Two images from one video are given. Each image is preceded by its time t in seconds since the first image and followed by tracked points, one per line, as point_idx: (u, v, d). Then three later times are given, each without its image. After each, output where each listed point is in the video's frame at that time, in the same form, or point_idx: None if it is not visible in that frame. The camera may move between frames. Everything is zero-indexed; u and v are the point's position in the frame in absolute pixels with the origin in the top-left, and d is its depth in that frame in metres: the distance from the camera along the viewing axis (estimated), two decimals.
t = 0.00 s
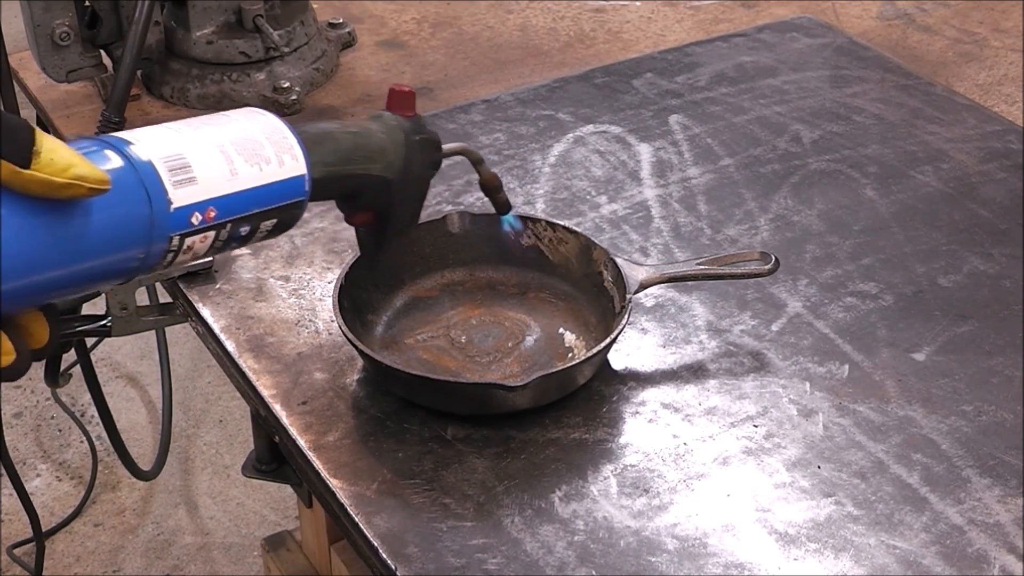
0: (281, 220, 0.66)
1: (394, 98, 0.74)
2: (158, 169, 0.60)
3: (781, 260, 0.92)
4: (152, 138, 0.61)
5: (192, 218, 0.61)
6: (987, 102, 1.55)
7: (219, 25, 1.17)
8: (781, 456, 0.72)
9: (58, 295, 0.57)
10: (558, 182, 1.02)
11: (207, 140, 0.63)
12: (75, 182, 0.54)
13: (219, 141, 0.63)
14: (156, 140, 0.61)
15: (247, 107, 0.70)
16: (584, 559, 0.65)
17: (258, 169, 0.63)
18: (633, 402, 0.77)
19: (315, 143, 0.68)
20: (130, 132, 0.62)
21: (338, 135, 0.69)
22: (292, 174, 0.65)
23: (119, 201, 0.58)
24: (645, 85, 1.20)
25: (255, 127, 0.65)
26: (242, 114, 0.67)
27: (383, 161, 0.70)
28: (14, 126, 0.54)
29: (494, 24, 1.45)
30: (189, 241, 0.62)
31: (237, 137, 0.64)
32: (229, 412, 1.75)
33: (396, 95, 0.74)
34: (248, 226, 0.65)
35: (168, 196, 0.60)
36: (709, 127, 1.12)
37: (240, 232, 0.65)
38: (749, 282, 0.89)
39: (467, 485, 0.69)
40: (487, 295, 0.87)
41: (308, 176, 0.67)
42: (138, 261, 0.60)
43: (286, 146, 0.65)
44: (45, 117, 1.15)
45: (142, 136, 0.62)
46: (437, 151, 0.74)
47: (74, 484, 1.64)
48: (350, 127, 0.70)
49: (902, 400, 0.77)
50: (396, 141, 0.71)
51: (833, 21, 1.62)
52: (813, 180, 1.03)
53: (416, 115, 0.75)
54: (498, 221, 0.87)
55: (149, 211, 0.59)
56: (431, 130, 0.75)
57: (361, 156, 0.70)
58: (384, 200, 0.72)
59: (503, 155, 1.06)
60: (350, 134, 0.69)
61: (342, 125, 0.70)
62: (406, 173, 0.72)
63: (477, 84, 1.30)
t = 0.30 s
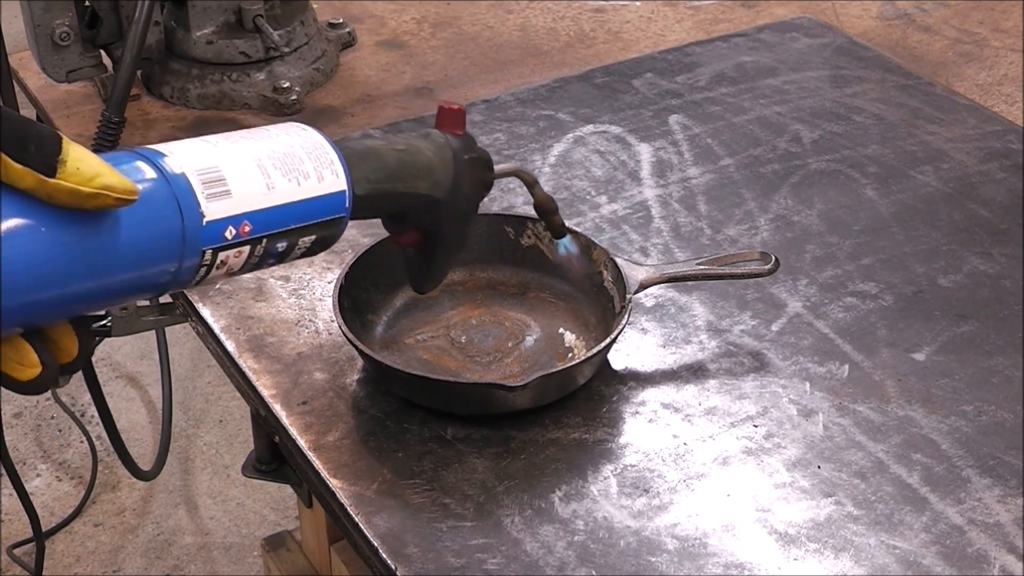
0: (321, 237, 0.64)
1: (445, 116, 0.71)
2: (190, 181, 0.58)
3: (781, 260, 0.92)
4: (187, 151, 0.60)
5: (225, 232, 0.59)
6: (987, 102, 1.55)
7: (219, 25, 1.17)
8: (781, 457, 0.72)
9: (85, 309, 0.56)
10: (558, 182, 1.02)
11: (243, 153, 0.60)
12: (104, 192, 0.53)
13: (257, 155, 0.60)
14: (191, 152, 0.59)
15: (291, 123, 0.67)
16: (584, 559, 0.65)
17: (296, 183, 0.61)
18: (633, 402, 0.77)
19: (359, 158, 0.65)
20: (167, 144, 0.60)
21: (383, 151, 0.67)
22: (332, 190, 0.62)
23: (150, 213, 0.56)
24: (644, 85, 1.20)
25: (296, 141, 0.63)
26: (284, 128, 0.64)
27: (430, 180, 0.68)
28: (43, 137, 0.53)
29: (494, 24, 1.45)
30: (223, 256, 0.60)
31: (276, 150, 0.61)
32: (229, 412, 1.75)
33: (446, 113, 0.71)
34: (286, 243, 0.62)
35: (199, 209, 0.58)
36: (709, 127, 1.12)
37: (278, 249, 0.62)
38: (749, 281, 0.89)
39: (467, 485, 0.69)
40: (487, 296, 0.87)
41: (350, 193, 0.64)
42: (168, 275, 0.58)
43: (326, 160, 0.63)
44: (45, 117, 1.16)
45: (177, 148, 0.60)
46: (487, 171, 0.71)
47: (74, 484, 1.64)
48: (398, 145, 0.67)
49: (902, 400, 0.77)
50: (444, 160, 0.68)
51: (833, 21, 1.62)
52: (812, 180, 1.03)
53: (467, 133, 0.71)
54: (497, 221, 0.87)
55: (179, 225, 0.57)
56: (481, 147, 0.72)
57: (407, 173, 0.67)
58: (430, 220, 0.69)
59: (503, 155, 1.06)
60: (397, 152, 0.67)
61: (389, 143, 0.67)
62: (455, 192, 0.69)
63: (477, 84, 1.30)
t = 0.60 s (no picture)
0: (329, 257, 0.63)
1: (470, 134, 0.71)
2: (194, 198, 0.56)
3: (781, 260, 0.92)
4: (193, 165, 0.58)
5: (229, 250, 0.57)
6: (987, 102, 1.55)
7: (219, 25, 1.17)
8: (781, 457, 0.73)
9: (82, 327, 0.54)
10: (558, 182, 1.02)
11: (252, 169, 0.59)
12: (95, 207, 0.51)
13: (266, 172, 0.59)
14: (197, 167, 0.58)
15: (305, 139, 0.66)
16: (584, 559, 0.65)
17: (305, 202, 0.60)
18: (633, 402, 0.77)
19: (381, 177, 0.65)
20: (171, 158, 0.59)
21: (406, 171, 0.66)
22: (342, 209, 0.61)
23: (150, 229, 0.55)
24: (644, 85, 1.20)
25: (307, 158, 0.62)
26: (296, 144, 0.63)
27: (455, 198, 0.67)
28: (38, 149, 0.52)
29: (494, 24, 1.45)
30: (225, 274, 0.58)
31: (285, 167, 0.60)
32: (229, 412, 1.75)
33: (471, 131, 0.70)
34: (292, 262, 0.61)
35: (203, 226, 0.56)
36: (709, 127, 1.12)
37: (284, 268, 0.61)
38: (749, 281, 0.89)
39: (467, 485, 0.69)
40: (487, 296, 0.87)
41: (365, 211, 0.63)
42: (169, 293, 0.56)
43: (338, 178, 0.62)
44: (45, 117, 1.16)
45: (181, 162, 0.58)
46: (512, 192, 0.70)
47: (74, 484, 1.64)
48: (420, 164, 0.67)
49: (902, 400, 0.77)
50: (469, 180, 0.68)
51: (833, 21, 1.62)
52: (812, 180, 1.03)
53: (493, 153, 0.71)
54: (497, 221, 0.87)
55: (181, 242, 0.56)
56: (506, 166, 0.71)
57: (430, 193, 0.66)
58: (454, 239, 0.69)
59: (503, 155, 1.06)
60: (419, 170, 0.67)
61: (412, 162, 0.67)
62: (480, 212, 0.68)
63: (477, 84, 1.30)
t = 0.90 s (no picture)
0: (306, 283, 0.61)
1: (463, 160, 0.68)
2: (162, 224, 0.55)
3: (781, 260, 0.92)
4: (164, 189, 0.56)
5: (197, 277, 0.56)
6: (987, 102, 1.55)
7: (219, 25, 1.17)
8: (781, 457, 0.72)
9: (39, 355, 0.53)
10: (558, 182, 1.02)
11: (227, 194, 0.57)
12: (52, 230, 0.49)
13: (240, 197, 0.58)
14: (169, 190, 0.56)
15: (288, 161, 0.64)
16: (584, 559, 0.65)
17: (280, 229, 0.58)
18: (633, 402, 0.77)
19: (366, 203, 0.63)
20: (143, 181, 0.57)
21: (393, 197, 0.64)
22: (321, 236, 0.60)
23: (113, 256, 0.53)
24: (644, 85, 1.20)
25: (286, 183, 0.60)
26: (277, 168, 0.61)
27: (445, 228, 0.65)
28: None
29: (494, 24, 1.44)
30: (194, 301, 0.57)
31: (261, 192, 0.58)
32: (229, 412, 1.75)
33: (464, 157, 0.67)
34: (266, 289, 0.59)
35: (170, 251, 0.55)
36: (709, 127, 1.12)
37: (257, 295, 0.59)
38: (749, 281, 0.89)
39: (467, 485, 0.69)
40: (487, 296, 0.87)
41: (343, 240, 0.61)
42: (135, 320, 0.55)
43: (317, 205, 0.60)
44: (45, 117, 1.16)
45: (153, 185, 0.57)
46: (506, 220, 0.68)
47: (74, 484, 1.64)
48: (409, 192, 0.65)
49: (902, 400, 0.77)
50: (460, 208, 0.66)
51: (833, 21, 1.62)
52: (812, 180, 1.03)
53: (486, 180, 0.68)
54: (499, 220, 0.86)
55: (147, 268, 0.54)
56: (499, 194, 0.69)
57: (418, 222, 0.64)
58: (444, 269, 0.67)
59: (503, 155, 1.06)
60: (408, 199, 0.64)
61: (401, 190, 0.65)
62: (471, 242, 0.66)
63: (477, 84, 1.30)
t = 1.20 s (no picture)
0: (255, 309, 0.58)
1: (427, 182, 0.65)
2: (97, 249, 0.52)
3: (781, 260, 0.92)
4: (102, 211, 0.54)
5: (134, 303, 0.53)
6: (987, 102, 1.55)
7: (219, 25, 1.17)
8: (781, 457, 0.72)
9: None
10: (558, 182, 1.02)
11: (171, 217, 0.55)
12: None
13: (184, 221, 0.55)
14: (108, 212, 0.54)
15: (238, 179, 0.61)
16: (584, 559, 0.65)
17: (225, 253, 0.55)
18: (633, 402, 0.77)
19: (323, 227, 0.60)
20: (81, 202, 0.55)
21: (351, 221, 0.61)
22: (270, 261, 0.57)
23: (43, 283, 0.50)
24: (644, 85, 1.20)
25: (235, 206, 0.57)
26: (225, 189, 0.58)
27: (408, 250, 0.62)
28: None
29: (494, 24, 1.44)
30: (131, 328, 0.54)
31: (206, 215, 0.56)
32: (229, 412, 1.75)
33: (429, 178, 0.64)
34: (211, 315, 0.57)
35: (104, 278, 0.52)
36: (709, 127, 1.12)
37: (202, 322, 0.57)
38: (749, 281, 0.89)
39: (467, 485, 0.69)
40: (486, 296, 0.87)
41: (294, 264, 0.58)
42: (68, 348, 0.52)
43: (266, 228, 0.57)
44: (45, 118, 1.16)
45: (91, 207, 0.54)
46: (476, 245, 0.65)
47: (74, 484, 1.64)
48: (369, 214, 0.62)
49: (902, 400, 0.77)
50: (425, 231, 0.63)
51: (833, 21, 1.62)
52: (813, 180, 1.03)
53: (451, 203, 0.65)
54: (497, 222, 0.84)
55: (80, 294, 0.51)
56: (466, 217, 0.66)
57: (379, 246, 0.61)
58: (408, 294, 0.63)
59: (503, 155, 1.06)
60: (367, 221, 0.61)
61: (359, 212, 0.62)
62: (438, 266, 0.63)
63: (477, 84, 1.30)
